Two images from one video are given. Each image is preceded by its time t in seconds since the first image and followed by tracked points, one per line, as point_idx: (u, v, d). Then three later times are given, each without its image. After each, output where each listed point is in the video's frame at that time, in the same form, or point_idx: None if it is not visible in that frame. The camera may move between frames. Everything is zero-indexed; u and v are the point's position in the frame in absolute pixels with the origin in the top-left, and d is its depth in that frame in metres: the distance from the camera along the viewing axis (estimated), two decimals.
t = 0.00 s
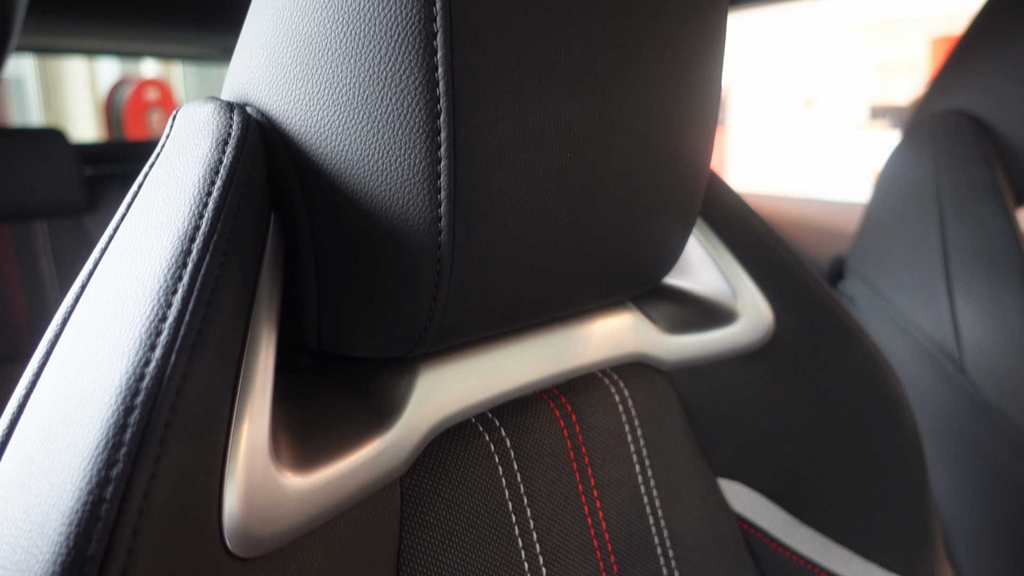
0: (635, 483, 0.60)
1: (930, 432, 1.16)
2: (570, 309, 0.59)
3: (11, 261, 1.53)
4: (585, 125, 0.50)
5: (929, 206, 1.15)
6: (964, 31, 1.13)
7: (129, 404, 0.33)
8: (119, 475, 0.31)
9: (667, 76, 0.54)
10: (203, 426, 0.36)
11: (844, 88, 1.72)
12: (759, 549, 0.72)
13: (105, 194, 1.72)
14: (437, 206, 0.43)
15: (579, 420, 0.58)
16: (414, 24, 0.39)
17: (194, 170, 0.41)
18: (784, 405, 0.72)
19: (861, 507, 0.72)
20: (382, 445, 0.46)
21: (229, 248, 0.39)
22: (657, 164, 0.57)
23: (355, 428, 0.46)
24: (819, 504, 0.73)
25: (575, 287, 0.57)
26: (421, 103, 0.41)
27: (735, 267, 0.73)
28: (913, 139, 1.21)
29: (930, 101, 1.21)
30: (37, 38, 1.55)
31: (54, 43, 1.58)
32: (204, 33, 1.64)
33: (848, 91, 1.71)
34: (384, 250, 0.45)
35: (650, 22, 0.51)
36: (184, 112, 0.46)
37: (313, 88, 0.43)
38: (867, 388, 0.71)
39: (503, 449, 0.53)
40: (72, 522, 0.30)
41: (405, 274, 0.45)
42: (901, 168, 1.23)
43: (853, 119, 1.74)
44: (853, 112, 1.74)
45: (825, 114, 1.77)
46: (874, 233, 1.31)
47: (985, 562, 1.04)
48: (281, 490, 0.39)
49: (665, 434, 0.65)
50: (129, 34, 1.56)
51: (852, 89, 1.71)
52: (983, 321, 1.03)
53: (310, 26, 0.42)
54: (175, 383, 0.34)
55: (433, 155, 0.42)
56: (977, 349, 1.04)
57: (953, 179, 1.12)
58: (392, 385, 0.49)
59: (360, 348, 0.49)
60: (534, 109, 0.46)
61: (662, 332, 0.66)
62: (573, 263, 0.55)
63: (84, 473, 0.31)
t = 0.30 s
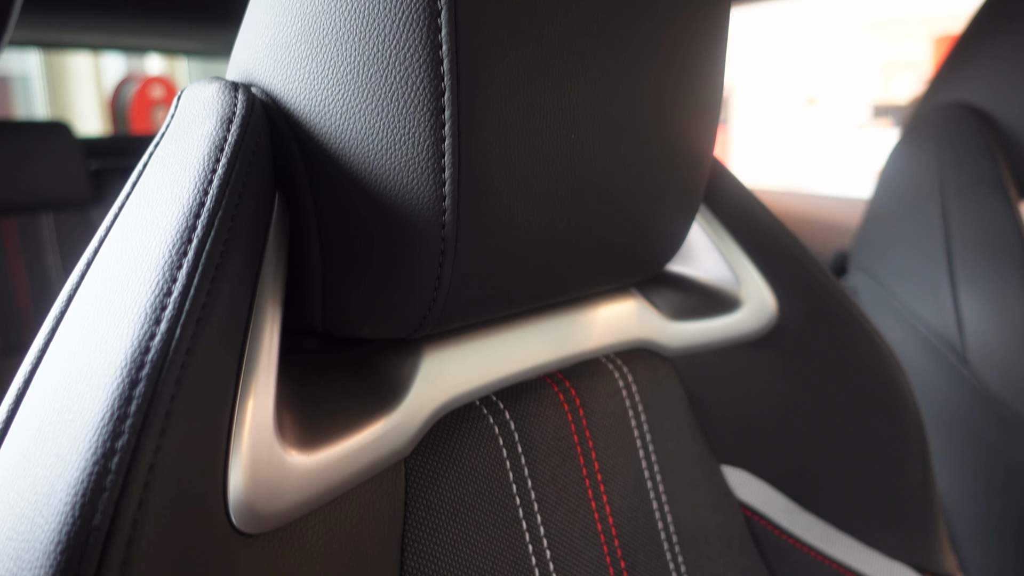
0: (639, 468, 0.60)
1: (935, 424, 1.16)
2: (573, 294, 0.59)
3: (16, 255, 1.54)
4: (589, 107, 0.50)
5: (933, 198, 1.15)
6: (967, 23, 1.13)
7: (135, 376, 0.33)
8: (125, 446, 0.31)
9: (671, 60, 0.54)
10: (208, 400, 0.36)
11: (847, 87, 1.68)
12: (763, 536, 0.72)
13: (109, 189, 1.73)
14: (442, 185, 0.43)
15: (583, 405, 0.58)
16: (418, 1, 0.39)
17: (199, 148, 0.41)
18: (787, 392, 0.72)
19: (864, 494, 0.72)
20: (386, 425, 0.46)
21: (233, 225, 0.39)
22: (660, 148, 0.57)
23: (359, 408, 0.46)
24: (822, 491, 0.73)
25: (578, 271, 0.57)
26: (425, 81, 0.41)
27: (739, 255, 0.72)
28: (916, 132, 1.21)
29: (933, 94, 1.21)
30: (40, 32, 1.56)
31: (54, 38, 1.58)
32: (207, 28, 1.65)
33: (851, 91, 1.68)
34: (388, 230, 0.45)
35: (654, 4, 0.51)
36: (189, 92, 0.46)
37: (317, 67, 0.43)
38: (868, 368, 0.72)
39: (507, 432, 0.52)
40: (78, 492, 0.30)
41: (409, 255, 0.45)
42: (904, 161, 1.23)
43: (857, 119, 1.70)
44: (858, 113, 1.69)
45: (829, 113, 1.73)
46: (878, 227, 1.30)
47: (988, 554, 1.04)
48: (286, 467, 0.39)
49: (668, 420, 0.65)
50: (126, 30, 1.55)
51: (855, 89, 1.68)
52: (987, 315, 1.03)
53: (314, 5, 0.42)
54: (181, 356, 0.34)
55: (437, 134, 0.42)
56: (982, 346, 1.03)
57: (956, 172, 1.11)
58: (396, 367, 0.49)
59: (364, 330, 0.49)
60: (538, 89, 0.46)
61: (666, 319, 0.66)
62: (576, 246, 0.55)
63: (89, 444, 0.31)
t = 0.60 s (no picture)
0: (644, 453, 0.60)
1: (941, 416, 1.16)
2: (577, 279, 0.59)
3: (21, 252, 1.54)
4: (593, 88, 0.50)
5: (936, 191, 1.14)
6: (971, 16, 1.12)
7: (141, 348, 0.33)
8: (132, 416, 0.31)
9: (675, 43, 0.54)
10: (214, 374, 0.36)
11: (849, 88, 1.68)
12: (767, 522, 0.72)
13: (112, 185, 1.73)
14: (448, 163, 0.43)
15: (589, 388, 0.58)
16: None
17: (204, 126, 0.41)
18: (791, 380, 0.72)
19: (869, 481, 0.72)
20: (392, 405, 0.46)
21: (240, 201, 0.39)
22: (664, 132, 0.56)
23: (365, 388, 0.46)
24: (827, 478, 0.73)
25: (582, 255, 0.57)
26: (431, 59, 0.41)
27: (743, 243, 0.73)
28: (920, 126, 1.21)
29: (937, 87, 1.21)
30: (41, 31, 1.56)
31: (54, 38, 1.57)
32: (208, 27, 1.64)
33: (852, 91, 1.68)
34: (393, 209, 0.45)
35: None
36: (194, 73, 0.46)
37: (322, 46, 0.43)
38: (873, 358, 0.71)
39: (512, 415, 0.52)
40: (86, 461, 0.30)
41: (415, 234, 0.45)
42: (908, 154, 1.23)
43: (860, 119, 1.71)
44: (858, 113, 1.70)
45: (830, 114, 1.73)
46: (882, 221, 1.30)
47: (993, 546, 1.04)
48: (292, 444, 0.39)
49: (673, 405, 0.65)
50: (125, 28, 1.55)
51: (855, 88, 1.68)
52: (990, 307, 1.02)
53: None
54: (187, 329, 0.34)
55: (442, 112, 0.42)
56: (987, 340, 1.02)
57: (957, 166, 1.10)
58: (401, 349, 0.49)
59: (369, 311, 0.49)
60: (543, 69, 0.46)
61: (670, 306, 0.66)
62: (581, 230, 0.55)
63: (96, 415, 0.31)
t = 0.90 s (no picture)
0: (649, 437, 0.60)
1: (948, 408, 1.16)
2: (581, 263, 0.59)
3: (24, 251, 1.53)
4: (599, 68, 0.49)
5: (941, 183, 1.14)
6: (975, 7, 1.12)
7: (150, 319, 0.33)
8: (140, 386, 0.31)
9: (682, 24, 0.53)
10: (222, 347, 0.36)
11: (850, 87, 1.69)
12: (772, 510, 0.72)
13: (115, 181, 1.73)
14: (455, 142, 0.43)
15: (594, 372, 0.58)
16: None
17: (211, 103, 0.41)
18: (795, 367, 0.72)
19: (877, 468, 0.71)
20: (398, 385, 0.46)
21: (247, 177, 0.39)
22: (670, 114, 0.56)
23: (371, 368, 0.46)
24: (832, 465, 0.73)
25: (587, 239, 0.57)
26: (437, 36, 0.40)
27: (747, 230, 0.73)
28: (925, 119, 1.20)
29: (941, 79, 1.20)
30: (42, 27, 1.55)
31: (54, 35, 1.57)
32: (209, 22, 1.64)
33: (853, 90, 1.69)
34: (400, 188, 0.45)
35: None
36: (200, 54, 0.46)
37: (329, 24, 0.43)
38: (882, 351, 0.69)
39: (518, 397, 0.52)
40: (95, 430, 0.30)
41: (421, 213, 0.45)
42: (912, 146, 1.22)
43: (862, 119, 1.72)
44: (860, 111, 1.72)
45: (830, 114, 1.75)
46: (886, 214, 1.30)
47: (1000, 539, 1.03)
48: (299, 421, 0.39)
49: (678, 391, 0.65)
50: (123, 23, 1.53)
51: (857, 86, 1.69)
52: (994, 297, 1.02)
53: None
54: (195, 301, 0.34)
55: (449, 90, 0.42)
56: (990, 330, 1.03)
57: (962, 159, 1.09)
58: (407, 330, 0.49)
59: (375, 292, 0.49)
60: (548, 47, 0.46)
61: (676, 292, 0.66)
62: (586, 213, 0.55)
63: (105, 385, 0.31)
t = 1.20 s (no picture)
0: (655, 421, 0.60)
1: (953, 400, 1.16)
2: (587, 247, 0.59)
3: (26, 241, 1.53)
4: (605, 49, 0.49)
5: (946, 175, 1.13)
6: None
7: (158, 291, 0.33)
8: (149, 356, 0.31)
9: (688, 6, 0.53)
10: (231, 321, 0.36)
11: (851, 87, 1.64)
12: (777, 496, 0.72)
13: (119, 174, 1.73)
14: (462, 120, 0.43)
15: (600, 355, 0.58)
16: None
17: (219, 80, 0.41)
18: (801, 354, 0.72)
19: (882, 456, 0.71)
20: (405, 364, 0.46)
21: (254, 153, 0.39)
22: (677, 98, 0.56)
23: (377, 346, 0.46)
24: (837, 452, 0.73)
25: (592, 223, 0.57)
26: (445, 12, 0.40)
27: (753, 216, 0.73)
28: (929, 111, 1.19)
29: (946, 70, 1.19)
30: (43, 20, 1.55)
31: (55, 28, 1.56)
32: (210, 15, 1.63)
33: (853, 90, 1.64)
34: (406, 167, 0.45)
35: None
36: (207, 33, 0.46)
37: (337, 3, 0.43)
38: (891, 340, 0.70)
39: (524, 378, 0.52)
40: (104, 399, 0.30)
41: (428, 192, 0.45)
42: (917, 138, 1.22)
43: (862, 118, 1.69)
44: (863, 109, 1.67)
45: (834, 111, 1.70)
46: (891, 207, 1.30)
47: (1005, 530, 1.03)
48: (306, 396, 0.39)
49: (684, 376, 0.65)
50: (123, 19, 1.53)
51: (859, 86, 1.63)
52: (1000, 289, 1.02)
53: None
54: (204, 274, 0.34)
55: (456, 67, 0.42)
56: (996, 319, 1.02)
57: (968, 151, 1.09)
58: (414, 310, 0.49)
59: (381, 272, 0.49)
60: (555, 27, 0.45)
61: (681, 277, 0.66)
62: (592, 196, 0.55)
63: (115, 355, 0.31)
